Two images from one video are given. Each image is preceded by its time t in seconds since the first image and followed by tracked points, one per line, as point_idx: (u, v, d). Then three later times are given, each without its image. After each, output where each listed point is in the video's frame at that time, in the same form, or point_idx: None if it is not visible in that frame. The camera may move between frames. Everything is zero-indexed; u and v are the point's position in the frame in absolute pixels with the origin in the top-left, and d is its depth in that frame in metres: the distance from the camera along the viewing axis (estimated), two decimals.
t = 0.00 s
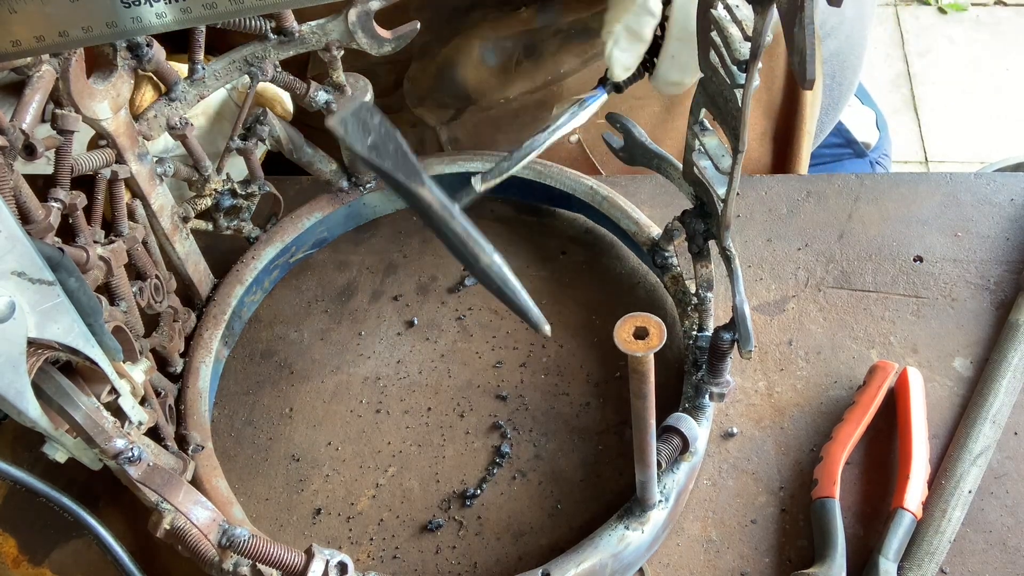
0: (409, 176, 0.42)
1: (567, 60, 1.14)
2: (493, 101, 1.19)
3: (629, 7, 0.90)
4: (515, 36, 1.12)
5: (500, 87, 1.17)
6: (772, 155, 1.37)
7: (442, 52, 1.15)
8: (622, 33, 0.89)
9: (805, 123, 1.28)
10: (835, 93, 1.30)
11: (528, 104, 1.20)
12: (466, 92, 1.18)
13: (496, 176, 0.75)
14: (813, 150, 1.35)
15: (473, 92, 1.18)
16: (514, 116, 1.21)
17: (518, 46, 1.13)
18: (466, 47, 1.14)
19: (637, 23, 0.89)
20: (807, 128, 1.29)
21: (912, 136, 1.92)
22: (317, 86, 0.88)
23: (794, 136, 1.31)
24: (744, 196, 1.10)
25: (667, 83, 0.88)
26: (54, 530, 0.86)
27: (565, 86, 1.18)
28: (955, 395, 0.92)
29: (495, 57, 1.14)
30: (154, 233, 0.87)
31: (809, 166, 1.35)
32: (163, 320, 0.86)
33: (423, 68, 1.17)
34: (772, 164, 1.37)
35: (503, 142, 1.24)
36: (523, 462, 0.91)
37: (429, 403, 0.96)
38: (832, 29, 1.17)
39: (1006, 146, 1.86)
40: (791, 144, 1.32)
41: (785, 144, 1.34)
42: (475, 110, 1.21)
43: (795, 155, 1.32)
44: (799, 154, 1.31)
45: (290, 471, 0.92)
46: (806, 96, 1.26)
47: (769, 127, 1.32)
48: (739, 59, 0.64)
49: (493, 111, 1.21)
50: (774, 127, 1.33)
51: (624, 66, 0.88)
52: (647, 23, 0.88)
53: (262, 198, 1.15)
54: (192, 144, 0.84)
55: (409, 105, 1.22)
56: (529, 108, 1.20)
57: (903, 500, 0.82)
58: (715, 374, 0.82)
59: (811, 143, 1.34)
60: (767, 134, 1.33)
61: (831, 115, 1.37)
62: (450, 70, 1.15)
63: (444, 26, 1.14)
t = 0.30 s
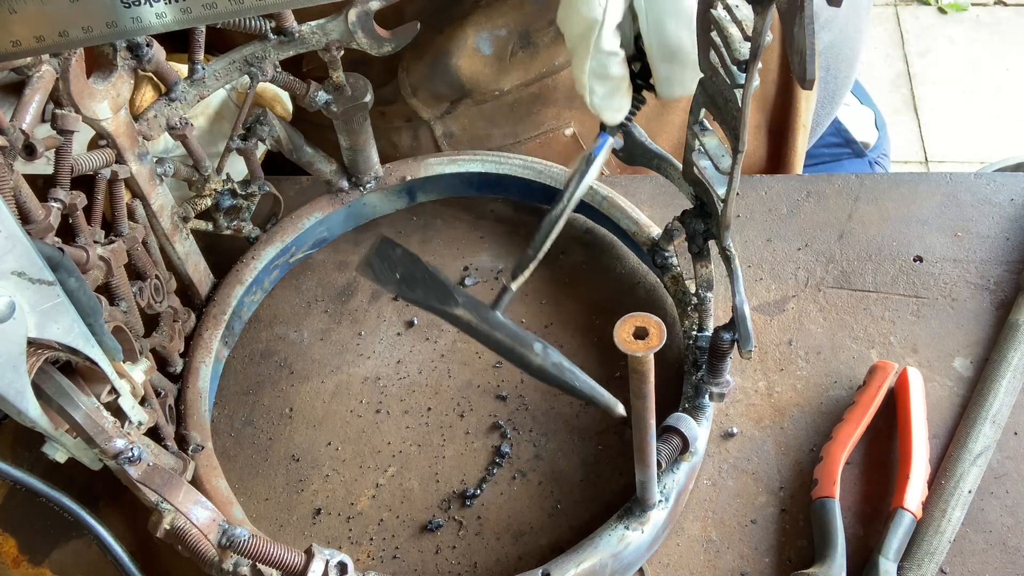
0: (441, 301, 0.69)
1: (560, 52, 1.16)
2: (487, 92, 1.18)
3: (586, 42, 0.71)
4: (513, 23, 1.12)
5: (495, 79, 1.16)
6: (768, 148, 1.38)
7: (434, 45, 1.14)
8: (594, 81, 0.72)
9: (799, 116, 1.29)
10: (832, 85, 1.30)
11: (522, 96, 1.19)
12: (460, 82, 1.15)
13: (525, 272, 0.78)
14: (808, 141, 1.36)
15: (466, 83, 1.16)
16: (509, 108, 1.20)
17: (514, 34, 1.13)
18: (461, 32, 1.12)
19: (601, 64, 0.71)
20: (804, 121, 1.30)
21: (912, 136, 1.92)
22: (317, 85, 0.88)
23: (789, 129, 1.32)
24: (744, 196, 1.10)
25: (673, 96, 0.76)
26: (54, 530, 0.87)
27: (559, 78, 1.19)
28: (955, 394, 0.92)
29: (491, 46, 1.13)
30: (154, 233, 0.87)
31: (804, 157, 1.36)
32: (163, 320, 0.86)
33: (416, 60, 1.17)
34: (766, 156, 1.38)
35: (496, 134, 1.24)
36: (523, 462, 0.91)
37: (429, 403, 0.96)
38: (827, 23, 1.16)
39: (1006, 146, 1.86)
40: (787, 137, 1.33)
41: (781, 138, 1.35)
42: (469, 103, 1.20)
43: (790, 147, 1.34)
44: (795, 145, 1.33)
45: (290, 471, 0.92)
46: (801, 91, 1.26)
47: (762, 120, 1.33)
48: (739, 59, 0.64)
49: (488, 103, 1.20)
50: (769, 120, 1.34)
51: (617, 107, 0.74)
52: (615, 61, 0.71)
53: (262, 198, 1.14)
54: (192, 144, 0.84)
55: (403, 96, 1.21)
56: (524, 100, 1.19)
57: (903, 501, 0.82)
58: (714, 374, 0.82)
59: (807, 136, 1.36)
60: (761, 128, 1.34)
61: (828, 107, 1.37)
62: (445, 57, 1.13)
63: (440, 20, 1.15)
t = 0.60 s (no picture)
0: (458, 336, 0.81)
1: (557, 50, 1.17)
2: (484, 91, 1.19)
3: (609, 86, 0.78)
4: (509, 22, 1.13)
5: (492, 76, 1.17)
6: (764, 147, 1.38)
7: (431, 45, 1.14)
8: (614, 121, 0.79)
9: (797, 114, 1.29)
10: (829, 82, 1.30)
11: (518, 95, 1.20)
12: (457, 81, 1.16)
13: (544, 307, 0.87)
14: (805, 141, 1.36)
15: (463, 83, 1.16)
16: (504, 108, 1.20)
17: (510, 32, 1.14)
18: (458, 31, 1.13)
19: (622, 106, 0.77)
20: (801, 120, 1.31)
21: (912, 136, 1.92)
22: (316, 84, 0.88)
23: (785, 128, 1.32)
24: (744, 196, 1.10)
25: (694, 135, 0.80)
26: (54, 530, 0.86)
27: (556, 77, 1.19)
28: (955, 395, 0.92)
29: (487, 45, 1.14)
30: (154, 233, 0.87)
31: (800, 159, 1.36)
32: (163, 320, 0.86)
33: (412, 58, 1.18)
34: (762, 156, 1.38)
35: (493, 134, 1.23)
36: (523, 462, 0.91)
37: (429, 403, 0.96)
38: (823, 20, 1.16)
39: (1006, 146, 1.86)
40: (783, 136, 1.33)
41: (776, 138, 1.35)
42: (465, 101, 1.20)
43: (787, 146, 1.34)
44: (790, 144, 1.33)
45: (290, 471, 0.92)
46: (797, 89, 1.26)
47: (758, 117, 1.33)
48: (739, 59, 0.64)
49: (485, 103, 1.20)
50: (766, 119, 1.34)
51: (634, 147, 0.80)
52: (635, 104, 0.77)
53: (262, 198, 1.14)
54: (192, 144, 0.84)
55: (400, 95, 1.21)
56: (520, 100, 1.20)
57: (903, 501, 0.82)
58: (714, 374, 0.82)
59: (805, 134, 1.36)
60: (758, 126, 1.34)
61: (826, 104, 1.37)
62: (441, 57, 1.14)
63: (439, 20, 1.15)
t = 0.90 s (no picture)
0: (452, 354, 0.68)
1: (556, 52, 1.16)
2: (484, 94, 1.18)
3: (583, 92, 0.75)
4: (509, 25, 1.11)
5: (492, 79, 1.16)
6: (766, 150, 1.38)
7: (429, 48, 1.14)
8: (592, 127, 0.76)
9: (798, 115, 1.29)
10: (830, 83, 1.30)
11: (519, 97, 1.20)
12: (457, 84, 1.16)
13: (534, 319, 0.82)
14: (806, 141, 1.37)
15: (463, 85, 1.16)
16: (505, 110, 1.20)
17: (510, 34, 1.13)
18: (458, 33, 1.12)
19: (598, 112, 0.75)
20: (802, 121, 1.31)
21: (912, 136, 1.92)
22: (318, 86, 0.88)
23: (786, 129, 1.32)
24: (744, 196, 1.10)
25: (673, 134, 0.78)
26: (54, 530, 0.87)
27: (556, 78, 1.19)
28: (955, 394, 0.92)
29: (488, 48, 1.13)
30: (154, 233, 0.87)
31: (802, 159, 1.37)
32: (163, 320, 0.86)
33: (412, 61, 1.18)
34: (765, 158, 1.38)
35: (494, 136, 1.24)
36: (523, 462, 0.91)
37: (429, 403, 0.96)
38: (823, 20, 1.16)
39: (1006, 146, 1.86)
40: (785, 138, 1.33)
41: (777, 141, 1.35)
42: (465, 104, 1.20)
43: (788, 147, 1.34)
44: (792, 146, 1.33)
45: (290, 471, 0.92)
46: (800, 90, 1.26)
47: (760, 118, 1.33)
48: (739, 59, 0.64)
49: (485, 105, 1.20)
50: (767, 120, 1.34)
51: (615, 152, 0.78)
52: (611, 107, 0.74)
53: (262, 198, 1.14)
54: (192, 143, 0.84)
55: (400, 97, 1.21)
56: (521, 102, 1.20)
57: (903, 501, 0.82)
58: (714, 375, 0.81)
59: (806, 135, 1.36)
60: (759, 128, 1.34)
61: (826, 105, 1.37)
62: (441, 58, 1.13)
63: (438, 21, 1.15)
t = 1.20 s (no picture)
0: (463, 362, 0.75)
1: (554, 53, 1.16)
2: (480, 96, 1.18)
3: (579, 104, 0.70)
4: (504, 26, 1.11)
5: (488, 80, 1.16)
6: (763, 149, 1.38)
7: (428, 49, 1.14)
8: (589, 139, 0.71)
9: (795, 115, 1.30)
10: (829, 82, 1.30)
11: (515, 99, 1.19)
12: (454, 86, 1.16)
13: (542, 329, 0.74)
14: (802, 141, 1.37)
15: (459, 87, 1.16)
16: (501, 111, 1.20)
17: (506, 36, 1.12)
18: (453, 36, 1.12)
19: (595, 123, 0.69)
20: (800, 119, 1.31)
21: (912, 136, 1.92)
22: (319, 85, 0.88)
23: (783, 129, 1.33)
24: (744, 196, 1.10)
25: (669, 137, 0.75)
26: (54, 530, 0.86)
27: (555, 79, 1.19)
28: (955, 394, 0.92)
29: (483, 49, 1.13)
30: (155, 233, 0.87)
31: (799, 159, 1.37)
32: (163, 320, 0.86)
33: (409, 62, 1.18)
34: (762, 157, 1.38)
35: (491, 137, 1.24)
36: (523, 462, 0.91)
37: (429, 403, 0.96)
38: (822, 20, 1.16)
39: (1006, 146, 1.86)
40: (781, 137, 1.34)
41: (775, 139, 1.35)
42: (463, 105, 1.19)
43: (785, 146, 1.34)
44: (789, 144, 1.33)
45: (290, 471, 0.92)
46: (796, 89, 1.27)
47: (757, 119, 1.32)
48: (739, 60, 0.64)
49: (481, 106, 1.20)
50: (763, 119, 1.34)
51: (614, 160, 0.73)
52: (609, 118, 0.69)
53: (262, 198, 1.14)
54: (192, 143, 0.84)
55: (398, 98, 1.21)
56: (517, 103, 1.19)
57: (903, 501, 0.82)
58: (714, 375, 0.82)
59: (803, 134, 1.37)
60: (757, 128, 1.34)
61: (825, 105, 1.37)
62: (439, 60, 1.13)
63: (436, 22, 1.15)
